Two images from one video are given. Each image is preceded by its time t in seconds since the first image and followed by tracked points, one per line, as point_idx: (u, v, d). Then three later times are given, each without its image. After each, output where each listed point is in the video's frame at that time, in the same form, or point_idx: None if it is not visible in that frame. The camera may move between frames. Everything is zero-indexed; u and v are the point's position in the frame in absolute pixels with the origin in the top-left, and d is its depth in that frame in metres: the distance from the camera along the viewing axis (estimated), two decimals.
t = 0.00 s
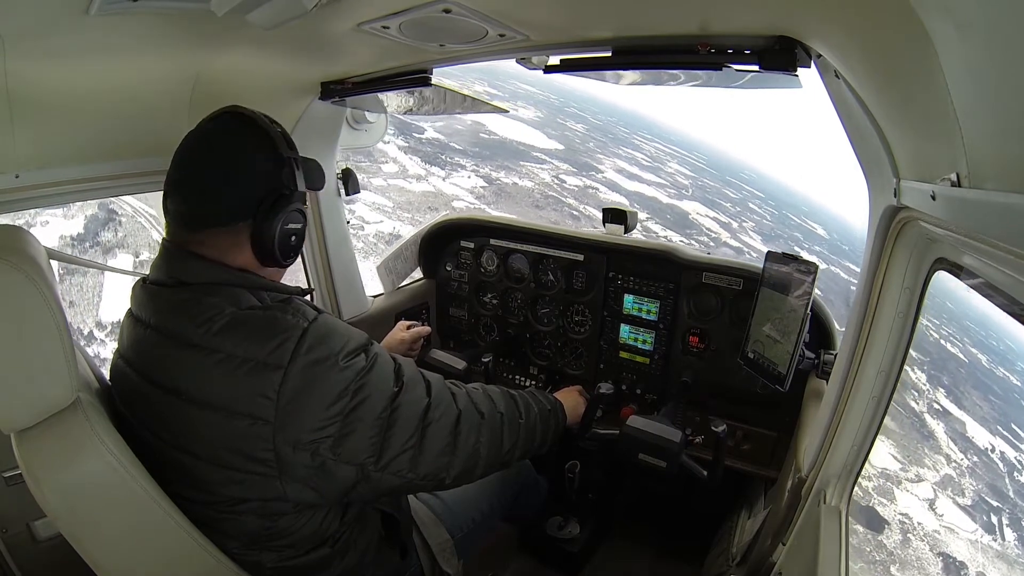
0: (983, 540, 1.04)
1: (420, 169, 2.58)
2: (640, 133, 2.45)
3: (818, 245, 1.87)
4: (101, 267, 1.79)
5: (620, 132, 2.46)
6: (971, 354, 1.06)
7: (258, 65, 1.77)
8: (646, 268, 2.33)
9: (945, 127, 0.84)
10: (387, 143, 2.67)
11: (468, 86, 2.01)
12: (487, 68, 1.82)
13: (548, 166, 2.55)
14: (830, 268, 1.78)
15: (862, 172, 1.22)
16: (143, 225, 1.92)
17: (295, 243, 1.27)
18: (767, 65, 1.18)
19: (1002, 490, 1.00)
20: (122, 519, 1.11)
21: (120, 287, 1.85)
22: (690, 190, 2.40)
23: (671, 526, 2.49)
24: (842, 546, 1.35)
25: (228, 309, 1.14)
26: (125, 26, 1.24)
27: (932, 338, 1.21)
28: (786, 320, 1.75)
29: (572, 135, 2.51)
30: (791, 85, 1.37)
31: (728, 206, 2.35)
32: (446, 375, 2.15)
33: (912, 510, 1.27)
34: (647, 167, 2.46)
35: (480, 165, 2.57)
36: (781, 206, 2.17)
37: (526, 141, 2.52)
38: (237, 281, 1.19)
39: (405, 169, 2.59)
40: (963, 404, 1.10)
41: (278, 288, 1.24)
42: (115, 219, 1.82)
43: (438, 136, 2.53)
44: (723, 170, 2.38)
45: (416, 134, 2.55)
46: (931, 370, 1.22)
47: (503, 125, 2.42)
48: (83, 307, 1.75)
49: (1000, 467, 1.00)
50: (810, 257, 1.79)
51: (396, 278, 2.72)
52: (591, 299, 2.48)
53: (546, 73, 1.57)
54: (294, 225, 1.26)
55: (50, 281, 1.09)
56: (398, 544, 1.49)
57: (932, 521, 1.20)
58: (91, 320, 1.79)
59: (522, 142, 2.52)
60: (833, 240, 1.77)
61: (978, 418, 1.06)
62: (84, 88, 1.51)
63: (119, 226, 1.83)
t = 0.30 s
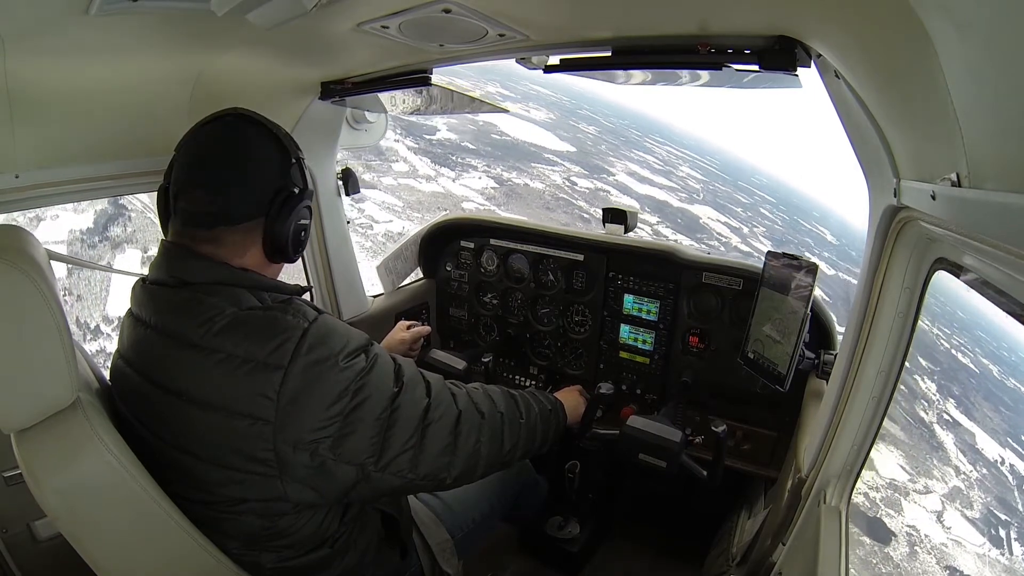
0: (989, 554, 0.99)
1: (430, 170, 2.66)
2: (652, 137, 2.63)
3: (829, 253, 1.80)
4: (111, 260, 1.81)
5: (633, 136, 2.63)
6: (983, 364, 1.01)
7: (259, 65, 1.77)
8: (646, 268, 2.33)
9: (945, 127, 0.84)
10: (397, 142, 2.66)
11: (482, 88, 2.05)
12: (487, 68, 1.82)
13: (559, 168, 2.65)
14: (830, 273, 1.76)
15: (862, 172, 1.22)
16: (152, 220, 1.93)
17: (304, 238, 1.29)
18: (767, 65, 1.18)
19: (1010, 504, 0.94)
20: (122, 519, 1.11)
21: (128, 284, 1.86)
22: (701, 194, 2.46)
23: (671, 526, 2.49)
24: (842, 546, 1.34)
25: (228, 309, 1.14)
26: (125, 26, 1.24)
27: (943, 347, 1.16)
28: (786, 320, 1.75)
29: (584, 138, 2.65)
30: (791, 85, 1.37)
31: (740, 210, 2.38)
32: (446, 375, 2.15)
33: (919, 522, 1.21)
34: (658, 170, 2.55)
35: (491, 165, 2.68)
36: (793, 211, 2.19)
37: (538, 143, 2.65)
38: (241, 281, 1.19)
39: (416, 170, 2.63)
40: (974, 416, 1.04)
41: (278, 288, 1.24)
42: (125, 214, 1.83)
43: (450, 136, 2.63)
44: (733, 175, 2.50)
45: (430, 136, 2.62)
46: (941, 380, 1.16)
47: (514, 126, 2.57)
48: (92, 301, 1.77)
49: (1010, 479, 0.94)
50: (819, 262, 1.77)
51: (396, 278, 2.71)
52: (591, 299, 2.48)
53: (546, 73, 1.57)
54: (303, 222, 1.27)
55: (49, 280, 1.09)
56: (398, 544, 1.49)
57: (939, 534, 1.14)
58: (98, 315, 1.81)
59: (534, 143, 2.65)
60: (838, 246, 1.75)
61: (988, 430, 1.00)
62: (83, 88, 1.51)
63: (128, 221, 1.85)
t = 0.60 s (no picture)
0: (996, 568, 0.96)
1: (439, 172, 2.60)
2: (664, 140, 2.42)
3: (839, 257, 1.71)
4: (119, 255, 1.84)
5: (645, 138, 2.44)
6: (994, 375, 0.97)
7: (259, 65, 1.77)
8: (646, 268, 2.33)
9: (945, 127, 0.84)
10: (407, 143, 2.58)
11: (491, 88, 2.07)
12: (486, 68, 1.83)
13: (571, 170, 2.50)
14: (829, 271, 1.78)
15: (862, 172, 1.22)
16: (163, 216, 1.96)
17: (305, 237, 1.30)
18: (767, 65, 1.19)
19: (1019, 517, 0.92)
20: (123, 519, 1.11)
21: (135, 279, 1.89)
22: (712, 200, 2.31)
23: (671, 526, 2.49)
24: (842, 545, 1.35)
25: (229, 309, 1.14)
26: (125, 26, 1.24)
27: (952, 356, 1.12)
28: (786, 321, 1.75)
29: (596, 140, 2.44)
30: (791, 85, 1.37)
31: (751, 215, 2.23)
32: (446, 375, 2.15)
33: (926, 534, 1.19)
34: (670, 174, 2.37)
35: (503, 166, 2.53)
36: (803, 218, 2.06)
37: (550, 145, 2.47)
38: (241, 281, 1.19)
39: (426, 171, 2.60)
40: (985, 427, 1.01)
41: (279, 288, 1.24)
42: (134, 209, 1.86)
43: (463, 134, 2.47)
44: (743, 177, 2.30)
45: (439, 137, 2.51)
46: (951, 390, 1.13)
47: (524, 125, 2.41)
48: (98, 297, 1.78)
49: (1019, 493, 0.92)
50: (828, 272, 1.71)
51: (396, 278, 2.71)
52: (591, 299, 2.47)
53: (546, 73, 1.57)
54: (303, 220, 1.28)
55: (50, 281, 1.09)
56: (398, 544, 1.49)
57: (947, 546, 1.11)
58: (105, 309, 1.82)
59: (545, 145, 2.47)
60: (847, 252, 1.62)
61: (998, 441, 0.97)
62: (83, 87, 1.52)
63: (137, 217, 1.88)
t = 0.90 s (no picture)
0: None
1: (449, 172, 2.65)
2: (675, 143, 2.49)
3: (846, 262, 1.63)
4: (127, 252, 1.86)
5: (656, 142, 2.51)
6: (1004, 385, 0.94)
7: (259, 65, 1.77)
8: (646, 268, 2.33)
9: (945, 127, 0.84)
10: (416, 143, 2.61)
11: (505, 90, 2.14)
12: (486, 68, 1.83)
13: (581, 172, 2.58)
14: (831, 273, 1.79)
15: (862, 172, 1.22)
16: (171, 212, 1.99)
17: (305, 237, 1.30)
18: (767, 65, 1.19)
19: None
20: (123, 519, 1.11)
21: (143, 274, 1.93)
22: (723, 204, 2.34)
23: (671, 526, 2.49)
24: (842, 544, 1.35)
25: (229, 308, 1.14)
26: (125, 26, 1.24)
27: (963, 365, 1.07)
28: (786, 321, 1.75)
29: (607, 143, 2.55)
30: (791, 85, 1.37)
31: (761, 219, 2.24)
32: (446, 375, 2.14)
33: (934, 547, 1.16)
34: (680, 177, 2.47)
35: (514, 167, 2.63)
36: (813, 224, 2.01)
37: (561, 148, 2.61)
38: (241, 282, 1.19)
39: (435, 172, 2.64)
40: (994, 437, 0.98)
41: (278, 288, 1.24)
42: (143, 205, 1.89)
43: (476, 134, 2.56)
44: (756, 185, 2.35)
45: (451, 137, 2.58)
46: (961, 400, 1.08)
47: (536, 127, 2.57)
48: (105, 293, 1.80)
49: None
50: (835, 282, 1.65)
51: (396, 278, 2.72)
52: (591, 299, 2.48)
53: (546, 73, 1.57)
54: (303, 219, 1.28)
55: (50, 281, 1.09)
56: (398, 544, 1.49)
57: (955, 560, 1.10)
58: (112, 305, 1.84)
59: (555, 147, 2.61)
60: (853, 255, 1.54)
61: (1008, 452, 0.94)
62: (83, 87, 1.51)
63: (145, 213, 1.91)
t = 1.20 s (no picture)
0: None
1: (458, 175, 2.70)
2: (687, 149, 2.60)
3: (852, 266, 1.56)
4: (136, 249, 1.92)
5: (667, 147, 2.63)
6: (1016, 395, 0.92)
7: (259, 65, 1.77)
8: (646, 268, 2.33)
9: (945, 127, 0.84)
10: (427, 147, 2.65)
11: (517, 93, 2.27)
12: (486, 68, 1.83)
13: (592, 176, 2.62)
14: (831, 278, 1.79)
15: (862, 172, 1.22)
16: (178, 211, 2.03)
17: (287, 239, 1.24)
18: (767, 65, 1.19)
19: None
20: (123, 519, 1.11)
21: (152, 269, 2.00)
22: (734, 209, 2.37)
23: (671, 526, 2.49)
24: (842, 542, 1.35)
25: (229, 308, 1.14)
26: (125, 26, 1.24)
27: (975, 375, 1.05)
28: (786, 322, 1.75)
29: (619, 147, 2.64)
30: (790, 85, 1.37)
31: (773, 224, 2.14)
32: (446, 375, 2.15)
33: (942, 559, 1.13)
34: (692, 182, 2.53)
35: (525, 170, 2.69)
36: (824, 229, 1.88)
37: (573, 152, 2.70)
38: (241, 282, 1.19)
39: (445, 175, 2.71)
40: (1006, 448, 0.95)
41: (277, 288, 1.23)
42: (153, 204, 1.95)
43: (487, 136, 2.64)
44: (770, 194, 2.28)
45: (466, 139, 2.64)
46: (972, 410, 1.06)
47: (547, 130, 2.70)
48: (115, 290, 1.86)
49: None
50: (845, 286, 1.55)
51: (396, 278, 2.72)
52: (591, 299, 2.47)
53: (546, 73, 1.57)
54: (287, 219, 1.23)
55: (50, 281, 1.09)
56: (398, 544, 1.49)
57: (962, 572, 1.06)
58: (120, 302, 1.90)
59: (569, 152, 2.70)
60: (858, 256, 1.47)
61: (1019, 464, 0.92)
62: (83, 87, 1.51)
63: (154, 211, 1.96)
